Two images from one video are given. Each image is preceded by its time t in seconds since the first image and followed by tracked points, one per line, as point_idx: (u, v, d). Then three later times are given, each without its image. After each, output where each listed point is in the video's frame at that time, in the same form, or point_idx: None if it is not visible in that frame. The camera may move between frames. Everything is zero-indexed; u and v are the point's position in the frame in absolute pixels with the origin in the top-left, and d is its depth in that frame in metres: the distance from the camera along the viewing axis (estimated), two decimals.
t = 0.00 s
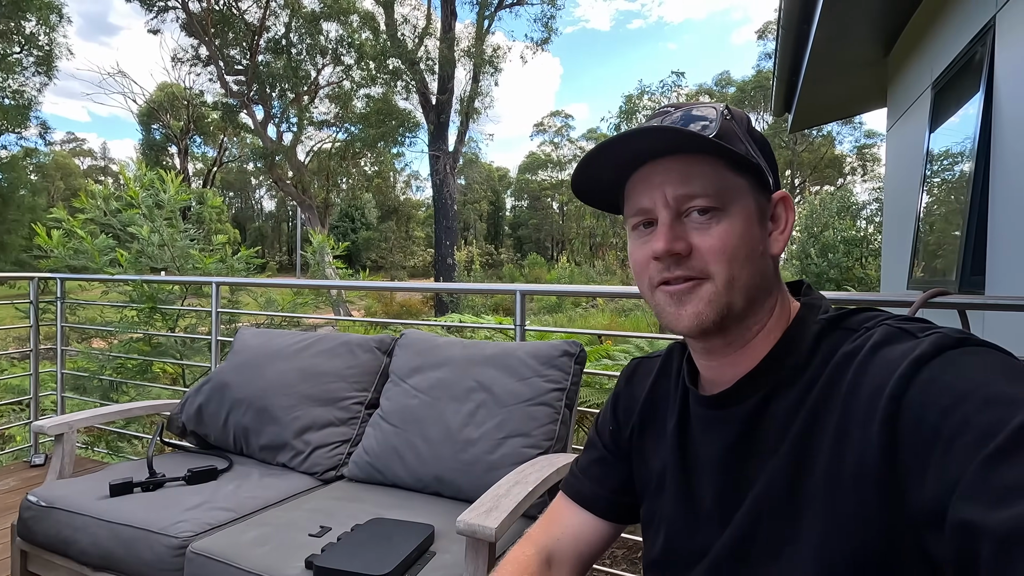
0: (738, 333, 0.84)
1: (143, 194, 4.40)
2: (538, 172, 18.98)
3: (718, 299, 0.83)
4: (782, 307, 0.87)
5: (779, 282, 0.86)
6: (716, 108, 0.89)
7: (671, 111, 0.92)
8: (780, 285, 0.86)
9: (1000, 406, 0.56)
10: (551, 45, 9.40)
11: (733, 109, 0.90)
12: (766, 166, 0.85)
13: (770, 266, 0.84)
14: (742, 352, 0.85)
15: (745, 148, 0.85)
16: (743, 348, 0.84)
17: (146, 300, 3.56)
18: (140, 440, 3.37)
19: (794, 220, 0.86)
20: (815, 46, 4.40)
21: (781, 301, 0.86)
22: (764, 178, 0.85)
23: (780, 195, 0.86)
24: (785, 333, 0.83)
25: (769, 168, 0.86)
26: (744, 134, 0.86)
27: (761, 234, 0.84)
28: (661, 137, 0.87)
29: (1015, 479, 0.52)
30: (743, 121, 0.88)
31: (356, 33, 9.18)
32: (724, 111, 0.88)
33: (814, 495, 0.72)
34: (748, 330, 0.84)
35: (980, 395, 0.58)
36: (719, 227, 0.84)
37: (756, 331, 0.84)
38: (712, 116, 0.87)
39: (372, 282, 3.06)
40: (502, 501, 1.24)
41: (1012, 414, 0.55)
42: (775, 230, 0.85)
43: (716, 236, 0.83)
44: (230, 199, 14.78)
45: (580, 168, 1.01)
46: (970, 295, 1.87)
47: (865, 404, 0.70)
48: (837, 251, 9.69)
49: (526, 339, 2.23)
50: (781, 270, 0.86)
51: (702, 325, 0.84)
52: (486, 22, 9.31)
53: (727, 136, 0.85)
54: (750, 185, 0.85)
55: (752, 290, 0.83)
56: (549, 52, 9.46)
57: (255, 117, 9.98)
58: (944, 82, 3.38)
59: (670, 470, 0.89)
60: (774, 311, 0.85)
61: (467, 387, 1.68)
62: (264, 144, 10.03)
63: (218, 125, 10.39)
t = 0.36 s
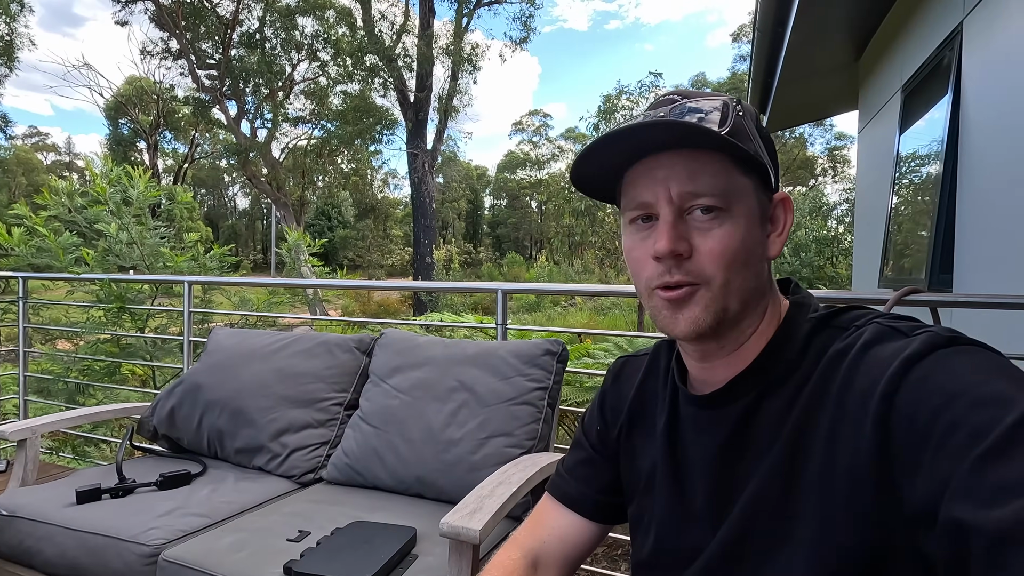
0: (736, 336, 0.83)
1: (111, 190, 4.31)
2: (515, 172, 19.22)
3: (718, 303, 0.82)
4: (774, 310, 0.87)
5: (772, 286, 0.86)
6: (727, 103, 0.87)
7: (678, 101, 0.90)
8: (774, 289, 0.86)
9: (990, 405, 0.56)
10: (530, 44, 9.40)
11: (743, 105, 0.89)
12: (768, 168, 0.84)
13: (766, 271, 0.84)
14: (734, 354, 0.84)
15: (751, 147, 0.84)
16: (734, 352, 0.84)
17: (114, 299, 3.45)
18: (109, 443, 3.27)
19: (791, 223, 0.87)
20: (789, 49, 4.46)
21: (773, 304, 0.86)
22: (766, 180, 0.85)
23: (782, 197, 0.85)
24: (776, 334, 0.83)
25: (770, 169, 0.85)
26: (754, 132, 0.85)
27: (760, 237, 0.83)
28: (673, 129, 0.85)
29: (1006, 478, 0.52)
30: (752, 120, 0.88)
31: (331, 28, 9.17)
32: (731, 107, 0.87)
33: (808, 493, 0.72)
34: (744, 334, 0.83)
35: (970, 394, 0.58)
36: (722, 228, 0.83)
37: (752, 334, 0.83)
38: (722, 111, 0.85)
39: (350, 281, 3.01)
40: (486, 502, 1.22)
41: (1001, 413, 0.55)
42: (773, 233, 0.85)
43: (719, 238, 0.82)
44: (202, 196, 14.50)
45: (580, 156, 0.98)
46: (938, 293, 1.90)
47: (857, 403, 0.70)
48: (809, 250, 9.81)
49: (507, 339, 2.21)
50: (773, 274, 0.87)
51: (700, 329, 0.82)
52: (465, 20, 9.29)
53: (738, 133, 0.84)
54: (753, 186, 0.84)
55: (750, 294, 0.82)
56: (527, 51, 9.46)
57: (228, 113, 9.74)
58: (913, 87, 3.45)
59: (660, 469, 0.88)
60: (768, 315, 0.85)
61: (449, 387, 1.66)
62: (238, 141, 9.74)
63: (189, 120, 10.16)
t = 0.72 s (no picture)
0: (737, 343, 0.82)
1: (81, 190, 4.18)
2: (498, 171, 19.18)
3: (719, 309, 0.80)
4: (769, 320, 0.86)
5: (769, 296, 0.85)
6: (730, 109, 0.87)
7: (683, 105, 0.89)
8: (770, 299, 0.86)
9: (983, 418, 0.55)
10: (513, 43, 9.35)
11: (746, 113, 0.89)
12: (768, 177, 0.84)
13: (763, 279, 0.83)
14: (734, 361, 0.83)
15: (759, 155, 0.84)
16: (731, 360, 0.82)
17: (85, 304, 3.35)
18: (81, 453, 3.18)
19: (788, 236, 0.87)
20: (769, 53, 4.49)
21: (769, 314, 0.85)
22: (767, 190, 0.85)
23: (782, 208, 0.85)
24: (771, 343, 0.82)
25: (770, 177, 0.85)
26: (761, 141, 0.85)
27: (760, 246, 0.83)
28: (685, 131, 0.83)
29: (1000, 494, 0.51)
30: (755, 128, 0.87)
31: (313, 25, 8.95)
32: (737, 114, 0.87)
33: (795, 504, 0.70)
34: (745, 341, 0.82)
35: (963, 408, 0.57)
36: (726, 235, 0.81)
37: (751, 343, 0.82)
38: (729, 116, 0.85)
39: (330, 284, 2.96)
40: (468, 513, 1.20)
41: (994, 426, 0.54)
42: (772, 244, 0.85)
43: (723, 244, 0.81)
44: (179, 193, 14.24)
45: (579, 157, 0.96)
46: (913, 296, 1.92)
47: (847, 414, 0.69)
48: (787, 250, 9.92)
49: (490, 342, 2.19)
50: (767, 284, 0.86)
51: (702, 336, 0.81)
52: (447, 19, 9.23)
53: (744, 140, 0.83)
54: (754, 195, 0.84)
55: (749, 302, 0.81)
56: (510, 51, 9.41)
57: (205, 109, 9.59)
58: (889, 91, 3.48)
59: (645, 477, 0.86)
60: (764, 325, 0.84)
61: (431, 393, 1.63)
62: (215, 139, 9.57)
63: (165, 117, 9.96)
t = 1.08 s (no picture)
0: (683, 355, 0.82)
1: (60, 190, 4.10)
2: (487, 172, 18.41)
3: (646, 328, 0.81)
4: (732, 319, 0.83)
5: (728, 295, 0.83)
6: (631, 130, 0.85)
7: (605, 133, 0.89)
8: (732, 297, 0.83)
9: (972, 420, 0.55)
10: (501, 44, 9.33)
11: (656, 122, 0.85)
12: (699, 178, 0.80)
13: (709, 283, 0.81)
14: (705, 366, 0.83)
15: (667, 169, 0.81)
16: (702, 362, 0.83)
17: (65, 305, 3.28)
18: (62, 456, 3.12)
19: (746, 228, 0.83)
20: (756, 56, 4.51)
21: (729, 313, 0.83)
22: (696, 193, 0.81)
23: (726, 204, 0.81)
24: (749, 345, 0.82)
25: (705, 177, 0.81)
26: (665, 156, 0.81)
27: (697, 253, 0.80)
28: (576, 179, 0.85)
29: (989, 495, 0.51)
30: (669, 134, 0.83)
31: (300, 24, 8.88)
32: (637, 133, 0.84)
33: (787, 506, 0.70)
34: (691, 349, 0.82)
35: (952, 410, 0.56)
36: (648, 253, 0.81)
37: (701, 350, 0.82)
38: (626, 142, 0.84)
39: (317, 284, 2.93)
40: (458, 516, 1.19)
41: (982, 428, 0.54)
42: (722, 243, 0.82)
43: (647, 264, 0.81)
44: (163, 193, 14.07)
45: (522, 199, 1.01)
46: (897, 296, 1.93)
47: (838, 414, 0.68)
48: (773, 251, 9.98)
49: (479, 343, 2.17)
50: (730, 281, 0.83)
51: (642, 352, 0.83)
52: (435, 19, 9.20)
53: (644, 163, 0.82)
54: (681, 203, 0.81)
55: (684, 315, 0.81)
56: (498, 51, 9.39)
57: (190, 108, 9.49)
58: (873, 94, 3.51)
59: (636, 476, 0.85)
60: (723, 326, 0.83)
61: (419, 395, 1.62)
62: (200, 137, 9.53)
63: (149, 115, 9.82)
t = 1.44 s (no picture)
0: (662, 357, 0.82)
1: (48, 195, 4.05)
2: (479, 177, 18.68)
3: (622, 326, 0.82)
4: (712, 323, 0.83)
5: (709, 298, 0.83)
6: (611, 139, 0.86)
7: (588, 142, 0.91)
8: (713, 301, 0.83)
9: (955, 423, 0.55)
10: (493, 50, 9.35)
11: (637, 131, 0.86)
12: (678, 183, 0.81)
13: (685, 286, 0.81)
14: (688, 370, 0.83)
15: (644, 172, 0.82)
16: (684, 367, 0.83)
17: (52, 311, 3.24)
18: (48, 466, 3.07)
19: (724, 232, 0.82)
20: (745, 64, 4.55)
21: (708, 317, 0.83)
22: (674, 195, 0.81)
23: (704, 209, 0.81)
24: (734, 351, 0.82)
25: (685, 182, 0.81)
26: (643, 160, 0.82)
27: (674, 255, 0.81)
28: (557, 182, 0.87)
29: (973, 497, 0.51)
30: (648, 141, 0.84)
31: (291, 29, 8.94)
32: (616, 141, 0.85)
33: (780, 512, 0.69)
34: (671, 351, 0.82)
35: (935, 414, 0.57)
36: (625, 255, 0.82)
37: (681, 352, 0.82)
38: (605, 149, 0.85)
39: (308, 290, 2.91)
40: (451, 524, 1.18)
41: (965, 430, 0.54)
42: (701, 247, 0.81)
43: (623, 264, 0.82)
44: (152, 198, 13.98)
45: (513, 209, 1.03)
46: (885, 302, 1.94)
47: (825, 420, 0.68)
48: (763, 256, 10.02)
49: (472, 350, 2.16)
50: (708, 284, 0.83)
51: (619, 353, 0.83)
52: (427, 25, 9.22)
53: (622, 168, 0.83)
54: (659, 206, 0.82)
55: (660, 314, 0.81)
56: (490, 58, 9.41)
57: (181, 113, 9.41)
58: (861, 102, 3.55)
59: (628, 486, 0.85)
60: (704, 330, 0.82)
61: (412, 403, 1.61)
62: (190, 142, 9.36)
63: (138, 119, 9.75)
